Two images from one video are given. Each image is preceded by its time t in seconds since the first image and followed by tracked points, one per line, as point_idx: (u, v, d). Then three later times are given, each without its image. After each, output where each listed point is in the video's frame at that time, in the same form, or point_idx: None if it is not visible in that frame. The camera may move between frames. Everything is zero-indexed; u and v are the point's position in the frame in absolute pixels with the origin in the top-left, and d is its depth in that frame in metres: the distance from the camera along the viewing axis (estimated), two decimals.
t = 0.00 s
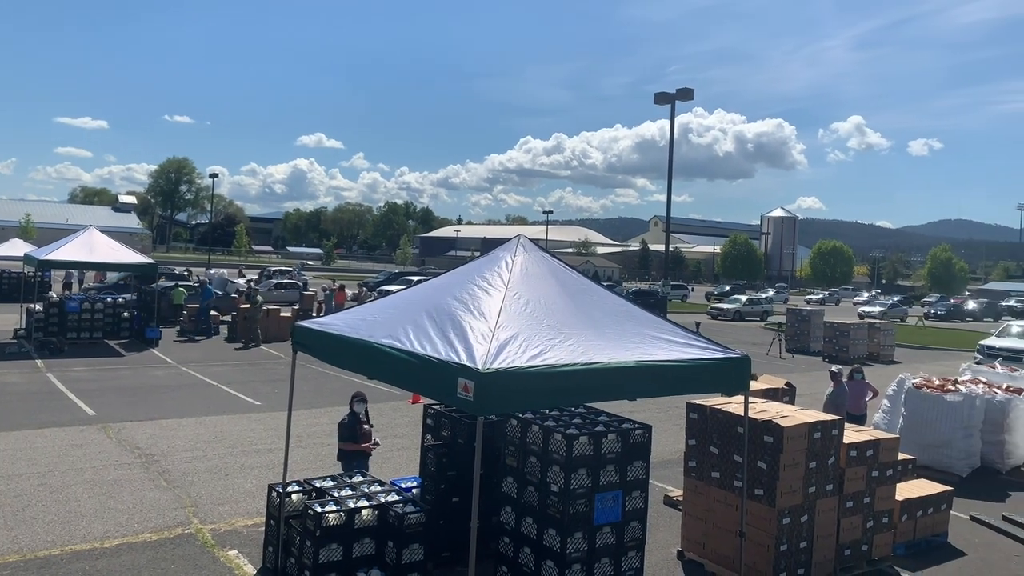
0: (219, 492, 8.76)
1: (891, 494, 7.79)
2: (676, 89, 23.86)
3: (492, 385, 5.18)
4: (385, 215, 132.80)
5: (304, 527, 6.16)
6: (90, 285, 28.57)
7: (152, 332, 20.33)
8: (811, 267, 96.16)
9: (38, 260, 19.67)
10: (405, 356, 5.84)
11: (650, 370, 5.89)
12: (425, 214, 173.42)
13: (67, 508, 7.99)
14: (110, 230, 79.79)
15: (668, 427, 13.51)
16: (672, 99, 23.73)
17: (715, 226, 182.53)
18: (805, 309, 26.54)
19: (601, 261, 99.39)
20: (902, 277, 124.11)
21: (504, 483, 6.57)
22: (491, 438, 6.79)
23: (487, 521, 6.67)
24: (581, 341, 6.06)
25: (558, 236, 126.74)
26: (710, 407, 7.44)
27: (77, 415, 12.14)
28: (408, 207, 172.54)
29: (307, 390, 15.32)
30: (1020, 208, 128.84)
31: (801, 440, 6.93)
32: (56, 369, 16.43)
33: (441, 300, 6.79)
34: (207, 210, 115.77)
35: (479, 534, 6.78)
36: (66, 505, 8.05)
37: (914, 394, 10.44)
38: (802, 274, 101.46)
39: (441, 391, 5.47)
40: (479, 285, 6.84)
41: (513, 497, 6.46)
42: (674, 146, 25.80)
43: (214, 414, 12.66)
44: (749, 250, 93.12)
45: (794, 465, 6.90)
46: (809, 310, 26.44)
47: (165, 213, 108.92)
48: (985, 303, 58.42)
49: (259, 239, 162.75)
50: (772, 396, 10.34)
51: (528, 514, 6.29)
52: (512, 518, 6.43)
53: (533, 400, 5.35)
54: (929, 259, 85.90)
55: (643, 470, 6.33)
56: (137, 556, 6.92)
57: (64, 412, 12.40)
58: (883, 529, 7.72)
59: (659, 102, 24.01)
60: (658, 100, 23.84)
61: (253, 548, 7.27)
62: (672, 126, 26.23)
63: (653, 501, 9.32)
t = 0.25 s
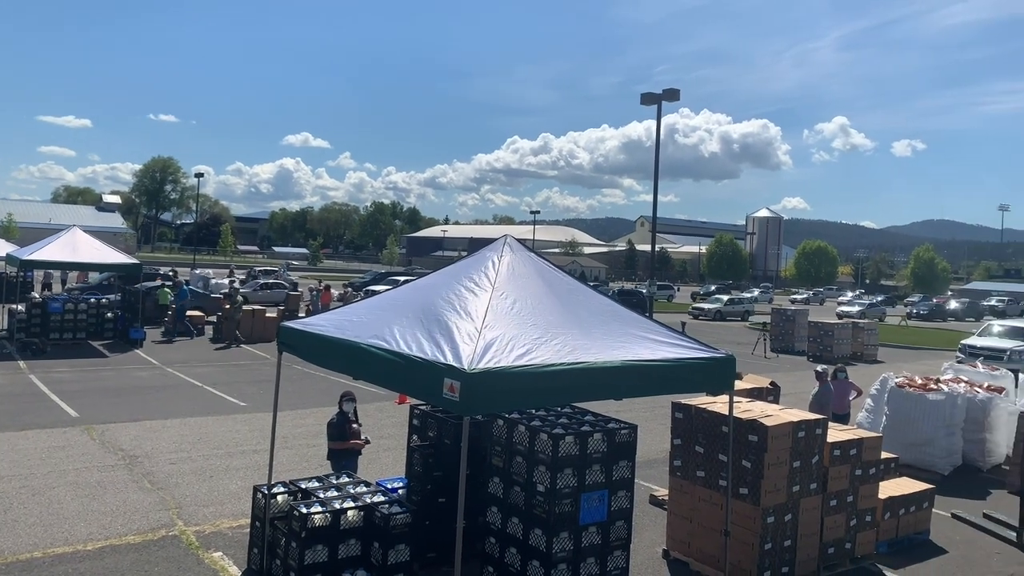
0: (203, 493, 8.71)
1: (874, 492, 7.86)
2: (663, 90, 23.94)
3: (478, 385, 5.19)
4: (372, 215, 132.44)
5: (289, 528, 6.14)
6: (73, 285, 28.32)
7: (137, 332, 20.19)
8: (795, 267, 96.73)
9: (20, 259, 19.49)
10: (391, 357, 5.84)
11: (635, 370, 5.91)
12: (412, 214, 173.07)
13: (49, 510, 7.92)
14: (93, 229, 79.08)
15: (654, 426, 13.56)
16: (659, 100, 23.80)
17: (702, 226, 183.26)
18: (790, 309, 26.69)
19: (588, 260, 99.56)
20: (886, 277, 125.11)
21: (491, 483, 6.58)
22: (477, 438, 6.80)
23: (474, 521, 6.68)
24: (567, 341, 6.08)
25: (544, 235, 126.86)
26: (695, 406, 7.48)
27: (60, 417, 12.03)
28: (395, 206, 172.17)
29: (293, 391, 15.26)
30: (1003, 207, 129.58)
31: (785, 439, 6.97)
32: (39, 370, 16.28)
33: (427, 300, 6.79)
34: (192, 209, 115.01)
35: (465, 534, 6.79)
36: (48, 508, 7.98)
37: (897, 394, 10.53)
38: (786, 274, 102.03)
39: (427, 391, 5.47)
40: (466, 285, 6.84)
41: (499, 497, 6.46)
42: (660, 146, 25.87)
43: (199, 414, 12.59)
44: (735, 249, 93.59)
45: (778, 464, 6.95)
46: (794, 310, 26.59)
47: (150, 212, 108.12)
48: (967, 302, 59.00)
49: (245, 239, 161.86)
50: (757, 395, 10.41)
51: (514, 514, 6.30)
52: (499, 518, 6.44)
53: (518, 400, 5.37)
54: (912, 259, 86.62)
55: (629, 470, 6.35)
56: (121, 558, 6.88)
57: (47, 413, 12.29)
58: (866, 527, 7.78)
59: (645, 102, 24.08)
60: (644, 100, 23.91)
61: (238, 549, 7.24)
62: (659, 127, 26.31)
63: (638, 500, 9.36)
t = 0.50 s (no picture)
0: (189, 494, 8.66)
1: (858, 488, 7.92)
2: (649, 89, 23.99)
3: (465, 384, 5.19)
4: (359, 214, 132.04)
5: (275, 528, 6.11)
6: (57, 285, 28.07)
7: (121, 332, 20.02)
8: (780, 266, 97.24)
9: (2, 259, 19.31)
10: (377, 356, 5.83)
11: (621, 368, 5.93)
12: (399, 213, 172.60)
13: (32, 512, 7.85)
14: (77, 229, 78.36)
15: (640, 424, 13.60)
16: (645, 99, 23.86)
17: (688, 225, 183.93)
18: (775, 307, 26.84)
19: (575, 259, 99.69)
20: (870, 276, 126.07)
21: (478, 482, 6.58)
22: (464, 436, 6.79)
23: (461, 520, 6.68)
24: (554, 339, 6.09)
25: (531, 235, 126.91)
26: (681, 404, 7.51)
27: (43, 418, 11.93)
28: (382, 205, 171.73)
29: (279, 391, 15.20)
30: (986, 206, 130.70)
31: (770, 437, 7.01)
32: (21, 370, 16.13)
33: (414, 299, 6.78)
34: (177, 208, 114.20)
35: (452, 533, 6.78)
36: (31, 509, 7.91)
37: (881, 391, 10.62)
38: (772, 272, 102.53)
39: (414, 391, 5.46)
40: (452, 284, 6.84)
41: (486, 495, 6.47)
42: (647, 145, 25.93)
43: (184, 415, 12.52)
44: (721, 248, 94.00)
45: (764, 461, 6.99)
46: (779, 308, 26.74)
47: (134, 211, 107.28)
48: (950, 300, 59.56)
49: (230, 238, 160.89)
50: (743, 393, 10.47)
51: (500, 512, 6.30)
52: (486, 516, 6.44)
53: (506, 398, 5.37)
54: (896, 258, 87.31)
55: (615, 468, 6.37)
56: (105, 559, 6.83)
57: (30, 414, 12.17)
58: (851, 523, 7.84)
59: (632, 102, 24.13)
60: (630, 99, 23.96)
61: (224, 550, 7.21)
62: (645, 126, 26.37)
63: (625, 498, 9.39)
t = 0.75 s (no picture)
0: (177, 494, 8.62)
1: (846, 486, 7.97)
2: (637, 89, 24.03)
3: (454, 384, 5.19)
4: (348, 214, 131.70)
5: (264, 528, 6.09)
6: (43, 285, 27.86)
7: (108, 333, 19.90)
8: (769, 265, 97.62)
9: None
10: (366, 356, 5.81)
11: (610, 367, 5.94)
12: (388, 213, 172.25)
13: (19, 513, 7.79)
14: (63, 228, 77.77)
15: (630, 423, 13.64)
16: (634, 98, 23.90)
17: (677, 224, 184.42)
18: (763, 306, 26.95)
19: (564, 258, 99.77)
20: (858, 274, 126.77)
21: (467, 481, 6.58)
22: (454, 436, 6.79)
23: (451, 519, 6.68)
24: (544, 338, 6.09)
25: (521, 234, 126.92)
26: (670, 403, 7.53)
27: (29, 419, 11.84)
28: (371, 204, 171.37)
29: (268, 391, 15.15)
30: (972, 205, 131.63)
31: (759, 435, 7.04)
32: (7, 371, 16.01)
33: (404, 298, 6.77)
34: (165, 208, 113.54)
35: (442, 533, 6.78)
36: (17, 511, 7.86)
37: (869, 389, 10.69)
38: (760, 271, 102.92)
39: (403, 391, 5.46)
40: (442, 284, 6.83)
41: (476, 495, 6.47)
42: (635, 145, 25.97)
43: (172, 415, 12.46)
44: (710, 247, 94.30)
45: (753, 460, 7.02)
46: (768, 307, 26.85)
47: (121, 211, 106.61)
48: (936, 299, 59.99)
49: (219, 238, 160.13)
50: (732, 392, 10.51)
51: (490, 512, 6.31)
52: (475, 516, 6.44)
53: (495, 397, 5.37)
54: (883, 256, 87.80)
55: (605, 466, 6.38)
56: (93, 561, 6.79)
57: (15, 415, 12.08)
58: (838, 520, 7.88)
59: (620, 101, 24.16)
60: (619, 99, 24.01)
61: (213, 550, 7.18)
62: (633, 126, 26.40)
63: (615, 497, 9.41)
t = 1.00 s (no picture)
0: (165, 495, 8.58)
1: (835, 484, 8.00)
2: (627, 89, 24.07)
3: (444, 383, 5.18)
4: (337, 214, 131.38)
5: (253, 529, 6.07)
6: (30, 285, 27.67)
7: (95, 333, 19.78)
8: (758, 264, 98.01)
9: None
10: (356, 356, 5.80)
11: (600, 366, 5.95)
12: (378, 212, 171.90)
13: (5, 515, 7.74)
14: (50, 228, 77.23)
15: (620, 422, 13.66)
16: (623, 99, 23.94)
17: (666, 224, 184.85)
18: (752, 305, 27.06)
19: (553, 258, 99.85)
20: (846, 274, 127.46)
21: (457, 481, 6.57)
22: (444, 436, 6.79)
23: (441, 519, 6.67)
24: (533, 338, 6.10)
25: (511, 234, 126.95)
26: (659, 402, 7.55)
27: (16, 419, 11.76)
28: (361, 204, 170.98)
29: (257, 391, 15.09)
30: (959, 205, 132.56)
31: (748, 434, 7.07)
32: None
33: (394, 298, 6.76)
34: (153, 207, 112.92)
35: (432, 533, 6.78)
36: (4, 512, 7.80)
37: (857, 388, 10.75)
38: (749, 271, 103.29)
39: (393, 391, 5.45)
40: (432, 284, 6.82)
41: (466, 495, 6.47)
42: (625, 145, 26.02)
43: (160, 416, 12.39)
44: (699, 247, 94.59)
45: (742, 458, 7.05)
46: (757, 306, 26.96)
47: (109, 210, 105.96)
48: (923, 298, 60.42)
49: (207, 238, 159.39)
50: (721, 391, 10.55)
51: (480, 511, 6.31)
52: (465, 516, 6.44)
53: (484, 397, 5.37)
54: (871, 256, 88.28)
55: (594, 465, 6.39)
56: (80, 562, 6.75)
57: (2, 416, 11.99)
58: (827, 518, 7.92)
59: (610, 101, 24.19)
60: (609, 99, 24.06)
61: (201, 551, 7.15)
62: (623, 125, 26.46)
63: (605, 496, 9.42)
